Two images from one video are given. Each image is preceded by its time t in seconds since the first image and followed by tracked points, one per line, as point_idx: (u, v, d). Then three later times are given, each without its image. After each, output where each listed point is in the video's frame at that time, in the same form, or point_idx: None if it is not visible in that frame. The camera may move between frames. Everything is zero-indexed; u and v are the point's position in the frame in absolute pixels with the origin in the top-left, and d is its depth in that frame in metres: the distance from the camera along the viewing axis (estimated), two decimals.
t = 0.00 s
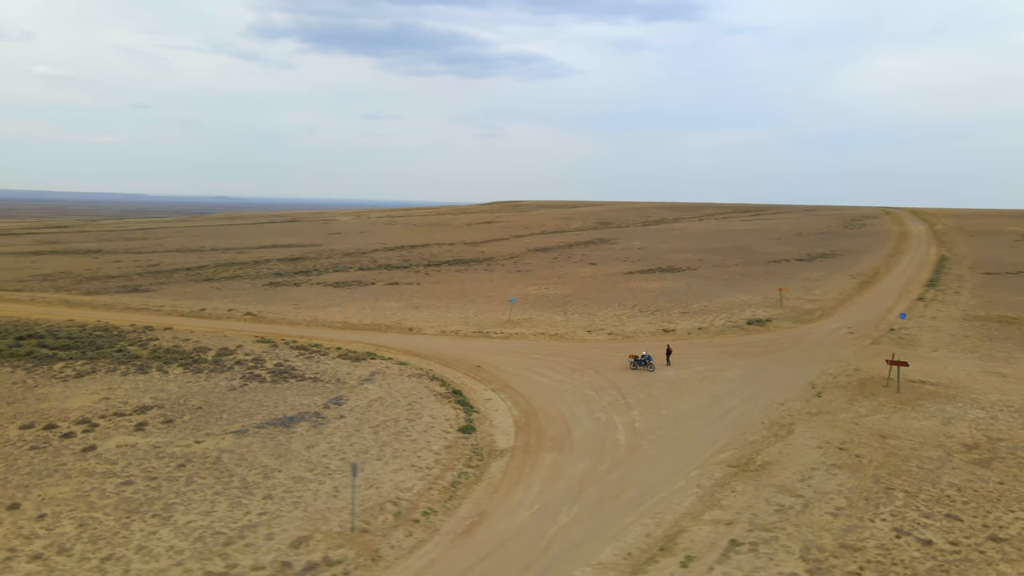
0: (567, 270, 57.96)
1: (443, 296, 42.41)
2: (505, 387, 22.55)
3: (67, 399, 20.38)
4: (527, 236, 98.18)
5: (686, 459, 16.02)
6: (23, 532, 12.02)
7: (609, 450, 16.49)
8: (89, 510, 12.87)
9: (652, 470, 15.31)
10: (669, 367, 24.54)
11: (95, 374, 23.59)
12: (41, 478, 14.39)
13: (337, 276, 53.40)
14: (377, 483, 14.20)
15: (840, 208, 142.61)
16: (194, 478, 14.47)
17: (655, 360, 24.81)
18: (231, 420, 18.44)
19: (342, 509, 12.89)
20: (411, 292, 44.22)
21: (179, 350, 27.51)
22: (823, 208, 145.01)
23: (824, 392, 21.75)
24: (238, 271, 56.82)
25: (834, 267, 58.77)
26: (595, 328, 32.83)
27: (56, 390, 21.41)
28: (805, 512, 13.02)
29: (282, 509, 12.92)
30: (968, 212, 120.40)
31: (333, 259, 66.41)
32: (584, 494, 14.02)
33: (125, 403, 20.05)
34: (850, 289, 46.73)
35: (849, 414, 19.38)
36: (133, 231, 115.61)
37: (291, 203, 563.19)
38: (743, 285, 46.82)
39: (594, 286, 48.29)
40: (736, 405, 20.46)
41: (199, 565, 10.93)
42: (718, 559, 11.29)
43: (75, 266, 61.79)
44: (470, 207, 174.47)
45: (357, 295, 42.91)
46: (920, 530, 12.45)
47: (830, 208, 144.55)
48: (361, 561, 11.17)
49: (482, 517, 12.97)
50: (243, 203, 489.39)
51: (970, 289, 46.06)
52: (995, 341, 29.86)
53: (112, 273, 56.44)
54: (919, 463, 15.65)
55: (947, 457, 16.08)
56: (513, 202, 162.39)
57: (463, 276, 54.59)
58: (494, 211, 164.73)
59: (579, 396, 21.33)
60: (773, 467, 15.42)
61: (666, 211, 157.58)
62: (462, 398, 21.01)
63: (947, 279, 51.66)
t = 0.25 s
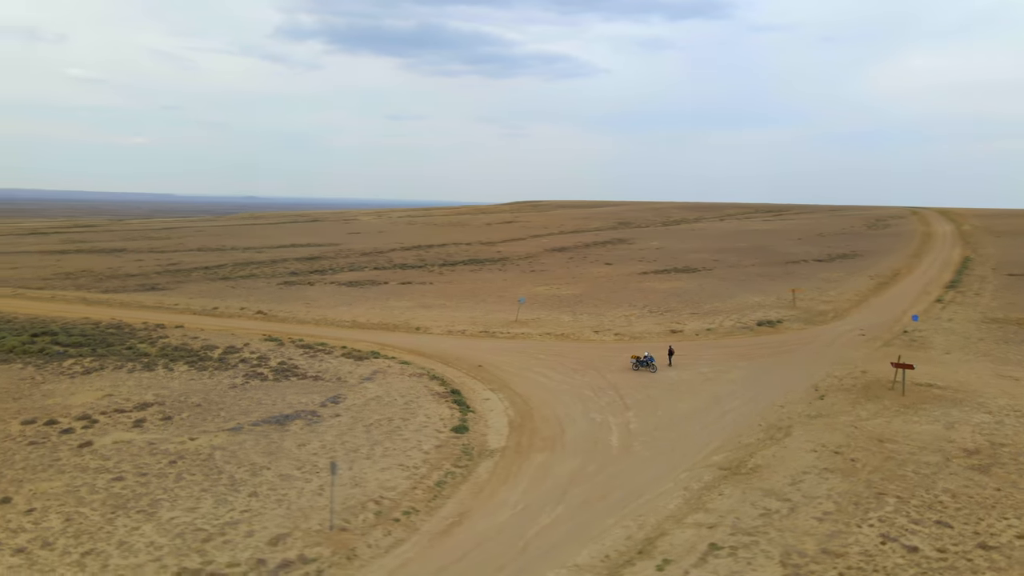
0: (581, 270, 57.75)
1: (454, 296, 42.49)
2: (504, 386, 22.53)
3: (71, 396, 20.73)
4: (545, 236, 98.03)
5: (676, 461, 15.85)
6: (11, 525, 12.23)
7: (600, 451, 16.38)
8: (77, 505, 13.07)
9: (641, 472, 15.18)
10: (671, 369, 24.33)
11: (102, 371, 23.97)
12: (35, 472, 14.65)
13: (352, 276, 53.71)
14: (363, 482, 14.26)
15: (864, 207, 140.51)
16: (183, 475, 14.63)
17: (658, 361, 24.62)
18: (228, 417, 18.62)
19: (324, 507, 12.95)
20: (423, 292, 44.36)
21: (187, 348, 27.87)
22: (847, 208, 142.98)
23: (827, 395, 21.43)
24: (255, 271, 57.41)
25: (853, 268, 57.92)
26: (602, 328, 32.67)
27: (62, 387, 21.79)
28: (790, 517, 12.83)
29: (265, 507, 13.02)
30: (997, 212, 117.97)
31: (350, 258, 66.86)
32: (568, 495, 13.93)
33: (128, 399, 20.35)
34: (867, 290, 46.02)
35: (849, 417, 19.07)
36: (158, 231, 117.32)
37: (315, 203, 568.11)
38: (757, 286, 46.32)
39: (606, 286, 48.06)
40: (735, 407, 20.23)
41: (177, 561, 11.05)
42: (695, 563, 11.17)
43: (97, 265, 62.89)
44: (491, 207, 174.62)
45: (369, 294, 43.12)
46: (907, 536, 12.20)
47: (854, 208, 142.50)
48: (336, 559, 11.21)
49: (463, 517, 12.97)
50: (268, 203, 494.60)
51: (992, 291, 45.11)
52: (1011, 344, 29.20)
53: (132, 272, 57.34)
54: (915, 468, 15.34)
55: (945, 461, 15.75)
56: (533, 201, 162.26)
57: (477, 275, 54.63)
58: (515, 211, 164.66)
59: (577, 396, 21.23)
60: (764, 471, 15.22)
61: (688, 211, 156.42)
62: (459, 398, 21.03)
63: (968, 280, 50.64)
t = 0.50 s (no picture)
0: (595, 270, 57.51)
1: (465, 295, 42.54)
2: (503, 387, 22.48)
3: (76, 392, 21.09)
4: (563, 236, 97.79)
5: (667, 464, 15.72)
6: None
7: (590, 453, 16.28)
8: (66, 500, 13.28)
9: (629, 474, 15.05)
10: (673, 370, 24.15)
11: (110, 368, 24.37)
12: (30, 467, 14.92)
13: (366, 275, 54.02)
14: (349, 481, 14.31)
15: (890, 207, 138.27)
16: (174, 471, 14.79)
17: (660, 362, 24.41)
18: (225, 415, 18.82)
19: (306, 505, 13.02)
20: (434, 292, 44.48)
21: (195, 346, 28.22)
22: (873, 208, 140.81)
23: (829, 397, 21.09)
24: (271, 270, 58.01)
25: (873, 269, 57.01)
26: (610, 329, 32.50)
27: (69, 383, 22.18)
28: (775, 521, 12.63)
29: (249, 504, 13.12)
30: None
31: (366, 258, 67.25)
32: (552, 496, 13.87)
33: (130, 396, 20.65)
34: (885, 292, 45.25)
35: (850, 420, 18.75)
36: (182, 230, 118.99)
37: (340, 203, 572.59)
38: (772, 287, 45.77)
39: (619, 286, 47.80)
40: (734, 409, 19.99)
41: (154, 556, 11.17)
42: (671, 567, 11.04)
43: (118, 264, 63.98)
44: (512, 207, 174.65)
45: (381, 294, 43.31)
46: (893, 542, 11.95)
47: (880, 208, 140.29)
48: (311, 557, 11.26)
49: (444, 517, 12.96)
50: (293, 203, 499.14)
51: (1014, 293, 44.09)
52: None
53: (152, 270, 58.27)
54: (911, 472, 15.03)
55: (943, 467, 15.41)
56: (554, 201, 162.03)
57: (491, 275, 54.63)
58: (536, 211, 164.56)
59: (575, 397, 21.13)
60: (754, 474, 15.01)
61: (710, 211, 155.10)
62: (456, 398, 21.02)
63: (991, 282, 49.58)
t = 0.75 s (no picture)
0: (609, 270, 57.24)
1: (475, 295, 42.57)
2: (502, 387, 22.44)
3: (80, 389, 21.42)
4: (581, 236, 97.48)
5: (656, 465, 15.59)
6: None
7: (580, 454, 16.19)
8: (55, 495, 13.48)
9: (616, 475, 14.94)
10: (675, 371, 23.96)
11: (116, 365, 24.73)
12: (25, 462, 15.19)
13: (380, 274, 54.29)
14: (334, 479, 14.37)
15: (916, 208, 136.02)
16: (164, 468, 14.96)
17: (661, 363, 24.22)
18: (222, 412, 19.00)
19: (289, 503, 13.09)
20: (444, 291, 44.59)
21: (202, 345, 28.55)
22: (898, 208, 138.64)
23: (831, 400, 20.76)
24: (286, 269, 58.55)
25: (892, 270, 56.11)
26: (616, 329, 32.33)
27: (74, 380, 22.55)
28: (757, 525, 12.46)
29: (233, 501, 13.23)
30: None
31: (382, 258, 67.58)
32: (535, 497, 13.81)
33: (132, 393, 20.94)
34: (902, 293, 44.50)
35: (849, 424, 18.44)
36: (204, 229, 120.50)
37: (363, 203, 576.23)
38: (786, 288, 45.23)
39: (631, 287, 47.54)
40: (732, 411, 19.77)
41: (133, 551, 11.30)
42: (645, 570, 10.94)
43: (139, 263, 64.99)
44: (532, 207, 174.49)
45: (392, 293, 43.48)
46: (876, 549, 11.72)
47: (905, 208, 138.09)
48: (287, 555, 11.31)
49: (425, 516, 12.96)
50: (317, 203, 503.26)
51: None
52: None
53: (170, 269, 59.09)
54: (904, 477, 14.75)
55: (939, 472, 15.09)
56: (573, 201, 161.57)
57: (504, 275, 54.61)
58: (555, 211, 164.23)
59: (572, 397, 21.03)
60: (743, 477, 14.83)
61: (731, 211, 153.75)
62: (453, 398, 21.02)
63: (1013, 284, 48.55)
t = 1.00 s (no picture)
0: (624, 270, 56.91)
1: (486, 294, 42.57)
2: (501, 387, 22.39)
3: (84, 385, 21.78)
4: (599, 236, 97.06)
5: (645, 467, 15.44)
6: None
7: (569, 455, 16.10)
8: (46, 489, 13.70)
9: (603, 477, 14.83)
10: (676, 372, 23.74)
11: (123, 362, 25.09)
12: (21, 457, 15.45)
13: (394, 274, 54.51)
14: (320, 477, 14.43)
15: (944, 207, 133.52)
16: (154, 464, 15.13)
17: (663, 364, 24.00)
18: (219, 409, 19.19)
19: (272, 500, 13.17)
20: (455, 291, 44.63)
21: (210, 342, 28.89)
22: (925, 209, 136.22)
23: (833, 403, 20.41)
24: (302, 268, 59.01)
25: (913, 271, 55.11)
26: (624, 330, 32.14)
27: (80, 376, 22.93)
28: (739, 529, 12.28)
29: (216, 497, 13.34)
30: None
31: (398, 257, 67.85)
32: (518, 497, 13.75)
33: (135, 389, 21.23)
34: (920, 295, 43.69)
35: (847, 427, 18.13)
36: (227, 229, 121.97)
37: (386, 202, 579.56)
38: (801, 289, 44.63)
39: (644, 287, 47.22)
40: (729, 413, 19.55)
41: (111, 546, 11.42)
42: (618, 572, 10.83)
43: (159, 262, 65.96)
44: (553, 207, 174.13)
45: (403, 292, 43.65)
46: (859, 554, 11.49)
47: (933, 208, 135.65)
48: (263, 551, 11.38)
49: (405, 515, 12.97)
50: (340, 203, 507.03)
51: None
52: None
53: (188, 268, 59.87)
54: (897, 482, 14.45)
55: (933, 477, 14.75)
56: (595, 202, 161.00)
57: (517, 275, 54.52)
58: (576, 211, 163.72)
59: (569, 397, 20.92)
60: (732, 480, 14.62)
61: (754, 211, 152.19)
62: (450, 397, 21.00)
63: None
